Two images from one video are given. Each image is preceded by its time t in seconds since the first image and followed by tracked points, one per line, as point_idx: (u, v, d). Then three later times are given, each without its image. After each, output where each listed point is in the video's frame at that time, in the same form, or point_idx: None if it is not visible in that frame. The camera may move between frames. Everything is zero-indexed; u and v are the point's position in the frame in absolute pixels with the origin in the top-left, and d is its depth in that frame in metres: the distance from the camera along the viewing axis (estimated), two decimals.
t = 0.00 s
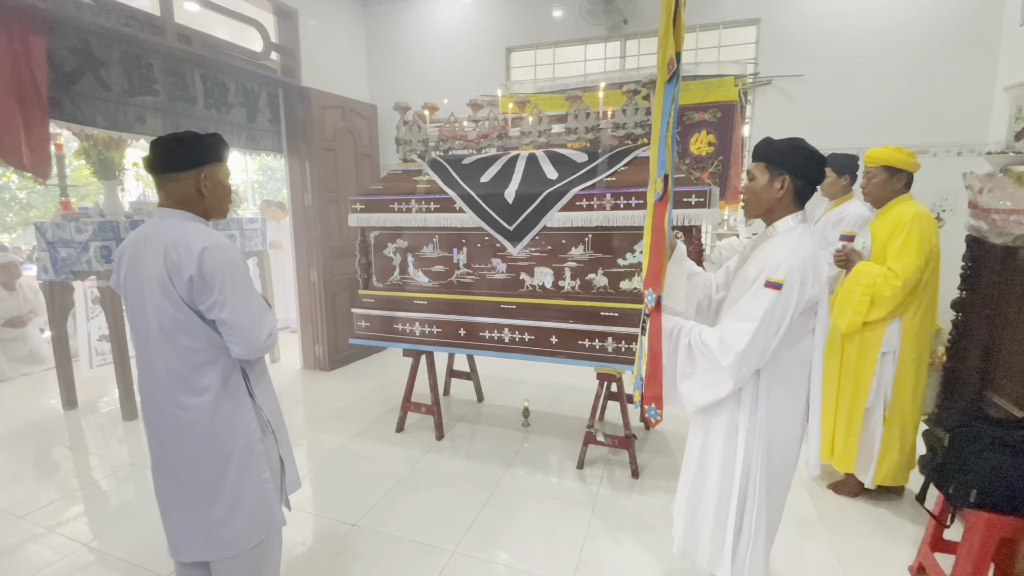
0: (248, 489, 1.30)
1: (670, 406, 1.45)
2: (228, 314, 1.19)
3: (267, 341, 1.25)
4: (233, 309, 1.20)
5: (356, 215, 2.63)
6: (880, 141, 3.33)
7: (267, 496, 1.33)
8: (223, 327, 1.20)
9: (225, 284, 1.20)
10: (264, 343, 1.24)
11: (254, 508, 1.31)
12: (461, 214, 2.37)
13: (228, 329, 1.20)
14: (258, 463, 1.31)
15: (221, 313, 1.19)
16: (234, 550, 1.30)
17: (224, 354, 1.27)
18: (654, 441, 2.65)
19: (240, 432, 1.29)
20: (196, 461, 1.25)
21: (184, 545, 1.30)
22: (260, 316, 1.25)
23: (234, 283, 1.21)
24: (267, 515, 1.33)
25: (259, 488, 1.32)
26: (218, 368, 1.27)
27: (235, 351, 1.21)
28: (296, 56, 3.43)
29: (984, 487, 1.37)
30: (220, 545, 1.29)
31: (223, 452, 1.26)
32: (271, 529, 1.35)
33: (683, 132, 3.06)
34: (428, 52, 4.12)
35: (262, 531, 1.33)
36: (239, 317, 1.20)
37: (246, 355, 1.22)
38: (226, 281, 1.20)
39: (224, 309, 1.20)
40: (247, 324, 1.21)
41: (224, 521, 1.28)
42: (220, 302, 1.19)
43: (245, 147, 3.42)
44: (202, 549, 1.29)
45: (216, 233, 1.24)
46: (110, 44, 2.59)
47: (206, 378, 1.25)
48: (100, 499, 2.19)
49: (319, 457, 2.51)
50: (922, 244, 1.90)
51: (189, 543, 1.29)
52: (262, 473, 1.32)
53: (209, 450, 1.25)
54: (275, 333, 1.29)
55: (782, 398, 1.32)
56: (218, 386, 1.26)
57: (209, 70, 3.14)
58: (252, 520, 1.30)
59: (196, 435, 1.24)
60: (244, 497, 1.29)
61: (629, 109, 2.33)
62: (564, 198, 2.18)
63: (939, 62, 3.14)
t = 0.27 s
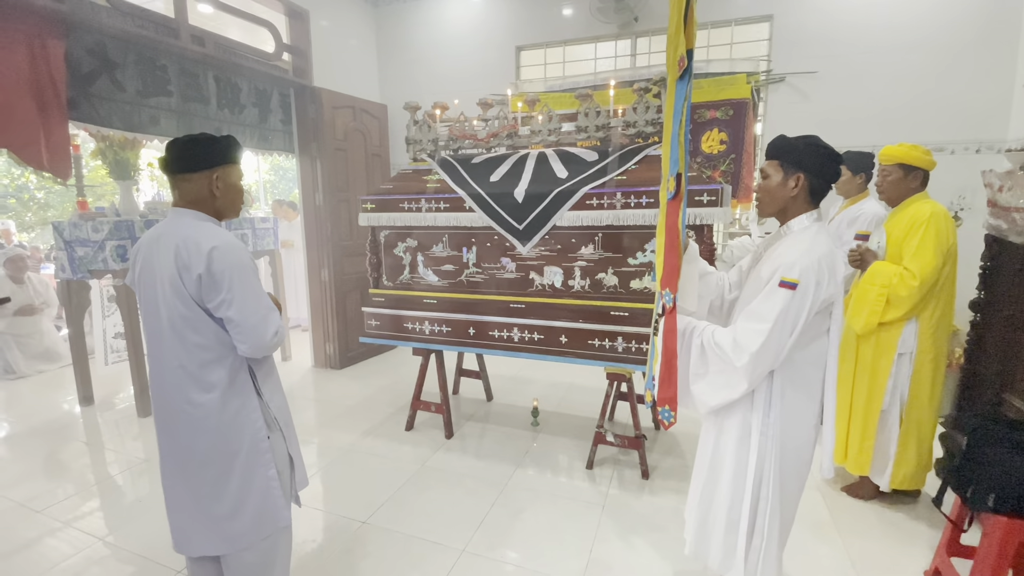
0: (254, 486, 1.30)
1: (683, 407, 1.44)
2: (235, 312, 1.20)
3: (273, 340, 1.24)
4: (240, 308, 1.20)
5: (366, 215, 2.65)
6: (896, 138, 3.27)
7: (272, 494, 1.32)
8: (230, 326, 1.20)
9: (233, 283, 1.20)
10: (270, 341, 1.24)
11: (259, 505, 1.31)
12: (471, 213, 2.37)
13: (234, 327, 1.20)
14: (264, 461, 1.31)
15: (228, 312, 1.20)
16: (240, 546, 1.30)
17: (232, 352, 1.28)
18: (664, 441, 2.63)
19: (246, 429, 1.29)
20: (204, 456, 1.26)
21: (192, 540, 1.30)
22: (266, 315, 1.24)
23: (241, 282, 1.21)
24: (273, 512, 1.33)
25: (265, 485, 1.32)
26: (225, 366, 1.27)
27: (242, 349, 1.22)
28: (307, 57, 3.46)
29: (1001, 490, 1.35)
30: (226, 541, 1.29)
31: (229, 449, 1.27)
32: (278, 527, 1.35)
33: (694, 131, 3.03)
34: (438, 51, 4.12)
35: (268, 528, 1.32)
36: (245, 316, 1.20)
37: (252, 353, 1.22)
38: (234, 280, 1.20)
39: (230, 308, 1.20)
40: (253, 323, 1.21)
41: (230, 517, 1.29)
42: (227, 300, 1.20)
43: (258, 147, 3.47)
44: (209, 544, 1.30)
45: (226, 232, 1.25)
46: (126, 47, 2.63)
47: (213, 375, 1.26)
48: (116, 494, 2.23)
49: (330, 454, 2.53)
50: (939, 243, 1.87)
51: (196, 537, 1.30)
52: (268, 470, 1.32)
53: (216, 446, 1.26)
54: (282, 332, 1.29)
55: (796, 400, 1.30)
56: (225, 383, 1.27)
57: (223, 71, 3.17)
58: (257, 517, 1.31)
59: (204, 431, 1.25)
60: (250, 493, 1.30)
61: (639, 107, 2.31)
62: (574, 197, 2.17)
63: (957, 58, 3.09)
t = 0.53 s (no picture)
0: (260, 483, 1.30)
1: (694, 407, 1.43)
2: (238, 310, 1.20)
3: (275, 339, 1.23)
4: (243, 307, 1.20)
5: (376, 214, 2.65)
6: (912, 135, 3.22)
7: (277, 491, 1.32)
8: (234, 324, 1.21)
9: (237, 282, 1.20)
10: (273, 341, 1.23)
11: (265, 501, 1.31)
12: (480, 212, 2.37)
13: (237, 326, 1.20)
14: (269, 458, 1.31)
15: (232, 310, 1.20)
16: (248, 541, 1.31)
17: (237, 350, 1.28)
18: (674, 442, 2.61)
19: (250, 426, 1.29)
20: (212, 452, 1.27)
21: (200, 534, 1.32)
22: (269, 314, 1.23)
23: (246, 281, 1.21)
24: (278, 508, 1.33)
25: (270, 482, 1.31)
26: (229, 364, 1.27)
27: (245, 348, 1.21)
28: (318, 57, 3.48)
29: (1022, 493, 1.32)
30: (234, 535, 1.30)
31: (235, 445, 1.27)
32: (284, 522, 1.35)
33: (706, 129, 3.00)
34: (447, 50, 4.13)
35: (273, 524, 1.33)
36: (248, 315, 1.20)
37: (253, 352, 1.22)
38: (238, 279, 1.21)
39: (234, 306, 1.20)
40: (255, 321, 1.21)
41: (237, 512, 1.30)
42: (231, 299, 1.20)
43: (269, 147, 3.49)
44: (217, 538, 1.31)
45: (233, 232, 1.26)
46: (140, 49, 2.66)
47: (218, 373, 1.26)
48: (130, 490, 2.26)
49: (340, 452, 2.54)
50: (957, 242, 1.83)
51: (205, 532, 1.31)
52: (273, 467, 1.32)
53: (223, 442, 1.27)
54: (286, 332, 1.28)
55: (809, 401, 1.28)
56: (230, 381, 1.27)
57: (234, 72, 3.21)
58: (263, 512, 1.31)
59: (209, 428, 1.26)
60: (256, 489, 1.30)
61: (650, 105, 2.29)
62: (584, 196, 2.16)
63: (975, 53, 3.03)
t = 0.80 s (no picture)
0: (269, 480, 1.31)
1: (707, 408, 1.42)
2: (243, 309, 1.21)
3: (280, 338, 1.23)
4: (249, 305, 1.21)
5: (387, 214, 2.67)
6: (930, 132, 3.16)
7: (286, 487, 1.33)
8: (240, 322, 1.22)
9: (243, 281, 1.21)
10: (277, 340, 1.23)
11: (274, 497, 1.32)
12: (491, 212, 2.37)
13: (243, 324, 1.21)
14: (277, 455, 1.32)
15: (237, 309, 1.21)
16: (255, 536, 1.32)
17: (243, 349, 1.29)
18: (686, 443, 2.60)
19: (258, 424, 1.30)
20: (220, 449, 1.29)
21: (209, 530, 1.33)
22: (273, 313, 1.23)
23: (252, 280, 1.22)
24: (287, 504, 1.34)
25: (278, 479, 1.32)
26: (235, 362, 1.28)
27: (249, 346, 1.22)
28: (330, 58, 3.52)
29: None
30: (244, 531, 1.31)
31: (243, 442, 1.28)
32: (294, 518, 1.36)
33: (718, 127, 2.98)
34: (458, 50, 4.14)
35: (283, 519, 1.34)
36: (252, 314, 1.21)
37: (258, 351, 1.22)
38: (244, 278, 1.21)
39: (240, 305, 1.21)
40: (260, 319, 1.21)
41: (247, 508, 1.31)
42: (237, 297, 1.21)
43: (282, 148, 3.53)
44: (226, 535, 1.32)
45: (243, 232, 1.28)
46: (157, 50, 2.70)
47: (224, 371, 1.27)
48: (147, 486, 2.30)
49: (352, 450, 2.56)
50: (978, 240, 1.79)
51: (215, 529, 1.32)
52: (281, 464, 1.33)
53: (231, 439, 1.28)
54: (292, 330, 1.28)
55: (824, 402, 1.26)
56: (236, 379, 1.28)
57: (248, 74, 3.22)
58: (272, 508, 1.32)
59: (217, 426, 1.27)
60: (265, 486, 1.31)
61: (662, 103, 2.28)
62: (594, 195, 2.16)
63: (995, 48, 2.97)
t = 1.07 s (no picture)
0: (287, 478, 1.33)
1: (720, 408, 1.40)
2: (265, 309, 1.22)
3: (302, 336, 1.25)
4: (270, 305, 1.22)
5: (399, 214, 2.68)
6: (949, 130, 3.11)
7: (303, 486, 1.35)
8: (262, 322, 1.23)
9: (263, 281, 1.22)
10: (299, 338, 1.25)
11: (292, 495, 1.33)
12: (502, 212, 2.37)
13: (265, 323, 1.22)
14: (295, 453, 1.33)
15: (259, 308, 1.22)
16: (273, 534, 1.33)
17: (263, 348, 1.30)
18: (698, 444, 2.58)
19: (278, 423, 1.31)
20: (239, 448, 1.29)
21: (228, 527, 1.34)
22: (294, 313, 1.25)
23: (272, 280, 1.23)
24: (304, 502, 1.35)
25: (296, 477, 1.34)
26: (257, 362, 1.29)
27: (271, 345, 1.24)
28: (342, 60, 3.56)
29: None
30: (261, 530, 1.32)
31: (262, 441, 1.29)
32: (311, 516, 1.38)
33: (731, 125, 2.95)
34: (469, 50, 4.14)
35: (300, 518, 1.35)
36: (274, 313, 1.22)
37: (280, 349, 1.23)
38: (265, 278, 1.23)
39: (261, 304, 1.22)
40: (283, 319, 1.23)
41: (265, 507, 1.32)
42: (259, 297, 1.22)
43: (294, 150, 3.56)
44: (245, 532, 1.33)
45: (260, 232, 1.29)
46: (173, 53, 2.73)
47: (245, 371, 1.28)
48: (163, 482, 2.33)
49: (364, 449, 2.58)
50: (999, 240, 1.76)
51: (232, 526, 1.34)
52: (300, 463, 1.34)
53: (250, 438, 1.29)
54: (312, 329, 1.30)
55: (841, 404, 1.25)
56: (258, 379, 1.29)
57: (262, 75, 3.25)
58: (290, 507, 1.33)
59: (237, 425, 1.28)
60: (283, 484, 1.32)
61: (675, 102, 2.26)
62: (606, 194, 2.15)
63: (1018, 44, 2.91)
